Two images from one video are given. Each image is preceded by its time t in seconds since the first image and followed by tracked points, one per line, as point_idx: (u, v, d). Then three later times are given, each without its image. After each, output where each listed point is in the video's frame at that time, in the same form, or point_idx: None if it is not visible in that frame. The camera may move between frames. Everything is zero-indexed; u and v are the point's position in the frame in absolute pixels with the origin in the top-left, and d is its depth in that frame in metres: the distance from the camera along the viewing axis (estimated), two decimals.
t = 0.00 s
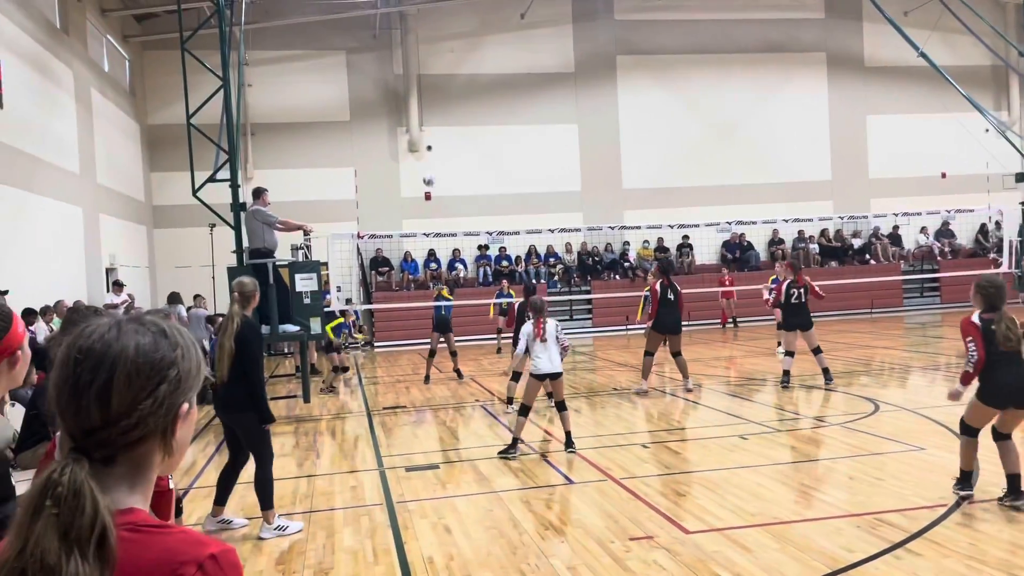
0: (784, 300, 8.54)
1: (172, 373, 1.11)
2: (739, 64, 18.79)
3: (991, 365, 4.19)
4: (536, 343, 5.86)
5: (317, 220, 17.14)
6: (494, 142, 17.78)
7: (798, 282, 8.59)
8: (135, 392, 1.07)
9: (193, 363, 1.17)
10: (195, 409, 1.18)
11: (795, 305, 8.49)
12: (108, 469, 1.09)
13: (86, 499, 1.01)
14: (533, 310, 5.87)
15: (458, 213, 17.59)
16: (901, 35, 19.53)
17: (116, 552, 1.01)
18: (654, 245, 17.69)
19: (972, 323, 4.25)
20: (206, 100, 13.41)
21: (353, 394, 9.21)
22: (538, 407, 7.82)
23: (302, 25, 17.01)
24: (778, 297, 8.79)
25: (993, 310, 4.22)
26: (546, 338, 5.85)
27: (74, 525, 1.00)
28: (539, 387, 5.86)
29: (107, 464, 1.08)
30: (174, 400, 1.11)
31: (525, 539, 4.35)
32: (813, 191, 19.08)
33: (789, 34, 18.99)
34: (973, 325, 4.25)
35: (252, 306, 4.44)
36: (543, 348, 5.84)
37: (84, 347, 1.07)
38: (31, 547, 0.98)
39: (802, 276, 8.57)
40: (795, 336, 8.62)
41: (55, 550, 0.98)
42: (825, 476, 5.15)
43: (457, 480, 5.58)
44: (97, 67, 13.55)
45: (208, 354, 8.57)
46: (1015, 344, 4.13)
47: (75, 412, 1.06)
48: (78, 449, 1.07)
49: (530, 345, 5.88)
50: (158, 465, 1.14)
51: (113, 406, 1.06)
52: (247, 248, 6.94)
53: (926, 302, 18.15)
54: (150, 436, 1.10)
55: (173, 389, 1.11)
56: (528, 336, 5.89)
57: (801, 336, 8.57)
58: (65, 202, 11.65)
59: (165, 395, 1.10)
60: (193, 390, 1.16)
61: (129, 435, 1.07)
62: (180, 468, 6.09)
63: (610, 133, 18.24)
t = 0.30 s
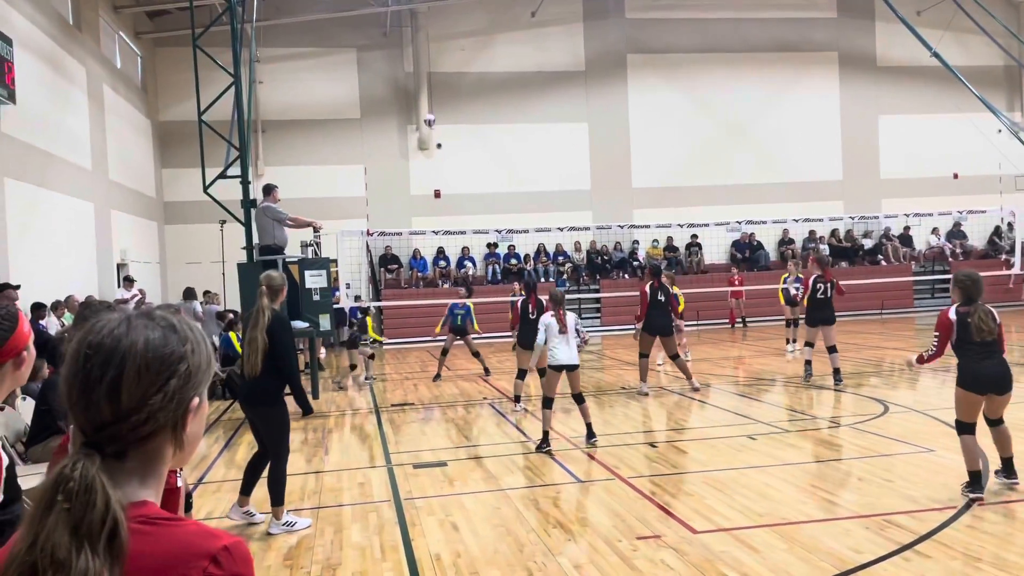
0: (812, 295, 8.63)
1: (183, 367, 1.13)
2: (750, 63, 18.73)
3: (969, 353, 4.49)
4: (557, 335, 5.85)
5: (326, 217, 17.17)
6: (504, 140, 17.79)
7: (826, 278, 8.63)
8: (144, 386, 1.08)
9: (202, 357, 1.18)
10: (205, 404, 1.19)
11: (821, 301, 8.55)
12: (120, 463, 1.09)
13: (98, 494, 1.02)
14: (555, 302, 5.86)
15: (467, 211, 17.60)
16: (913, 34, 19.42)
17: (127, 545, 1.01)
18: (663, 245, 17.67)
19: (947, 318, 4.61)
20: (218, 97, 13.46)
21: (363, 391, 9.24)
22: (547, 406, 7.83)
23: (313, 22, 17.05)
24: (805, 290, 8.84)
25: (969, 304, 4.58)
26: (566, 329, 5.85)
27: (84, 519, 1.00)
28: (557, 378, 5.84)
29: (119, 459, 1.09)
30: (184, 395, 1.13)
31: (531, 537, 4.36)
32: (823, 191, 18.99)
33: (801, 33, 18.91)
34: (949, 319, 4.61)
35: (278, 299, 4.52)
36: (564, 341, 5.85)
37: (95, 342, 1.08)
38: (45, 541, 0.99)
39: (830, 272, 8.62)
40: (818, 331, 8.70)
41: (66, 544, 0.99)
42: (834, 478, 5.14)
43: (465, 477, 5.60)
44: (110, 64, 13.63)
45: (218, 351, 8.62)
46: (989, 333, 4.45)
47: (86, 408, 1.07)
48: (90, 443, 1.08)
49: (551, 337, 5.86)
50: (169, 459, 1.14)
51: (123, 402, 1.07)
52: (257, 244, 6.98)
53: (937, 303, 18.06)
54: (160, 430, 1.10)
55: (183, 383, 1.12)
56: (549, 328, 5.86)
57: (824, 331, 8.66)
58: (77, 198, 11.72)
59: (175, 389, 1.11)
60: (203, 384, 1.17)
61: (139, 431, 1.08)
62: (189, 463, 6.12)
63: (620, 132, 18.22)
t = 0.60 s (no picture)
0: (816, 296, 8.58)
1: (191, 359, 1.13)
2: (757, 62, 18.69)
3: (958, 352, 4.73)
4: (567, 344, 5.85)
5: (330, 213, 17.19)
6: (510, 137, 17.78)
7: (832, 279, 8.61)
8: (155, 378, 1.09)
9: (209, 350, 1.18)
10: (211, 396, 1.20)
11: (827, 301, 8.52)
12: (128, 453, 1.09)
13: (108, 484, 1.02)
14: (564, 310, 5.90)
15: (472, 208, 17.59)
16: (920, 35, 19.37)
17: (131, 536, 1.02)
18: (667, 244, 17.65)
19: (937, 322, 4.87)
20: (224, 91, 13.47)
21: (366, 387, 9.24)
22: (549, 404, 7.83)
23: (320, 18, 17.04)
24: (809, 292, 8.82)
25: (955, 308, 4.83)
26: (575, 339, 5.84)
27: (94, 509, 1.00)
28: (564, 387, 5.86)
29: (127, 450, 1.09)
30: (191, 387, 1.13)
31: (534, 534, 4.37)
32: (828, 191, 18.96)
33: (808, 33, 18.86)
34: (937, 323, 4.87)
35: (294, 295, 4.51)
36: (572, 349, 5.84)
37: (105, 334, 1.08)
38: (54, 530, 0.99)
39: (836, 273, 8.60)
40: (822, 332, 8.69)
41: (74, 533, 0.99)
42: (837, 478, 5.14)
43: (467, 474, 5.60)
44: (117, 58, 13.65)
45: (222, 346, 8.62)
46: (974, 332, 4.69)
47: (97, 397, 1.07)
48: (99, 434, 1.08)
49: (560, 347, 5.86)
50: (175, 450, 1.15)
51: (134, 393, 1.07)
52: (262, 239, 6.99)
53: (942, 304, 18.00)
54: (168, 421, 1.11)
55: (191, 375, 1.12)
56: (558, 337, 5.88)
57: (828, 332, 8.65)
58: (83, 192, 11.74)
59: (183, 381, 1.12)
60: (209, 377, 1.17)
61: (149, 421, 1.08)
62: (192, 457, 6.14)
63: (625, 130, 18.19)
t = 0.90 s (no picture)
0: (810, 295, 8.60)
1: (187, 345, 1.13)
2: (757, 62, 18.70)
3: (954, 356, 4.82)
4: (561, 325, 5.83)
5: (329, 209, 17.18)
6: (510, 134, 17.77)
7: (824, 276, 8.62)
8: (153, 363, 1.09)
9: (204, 336, 1.18)
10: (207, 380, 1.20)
11: (819, 300, 8.55)
12: (127, 439, 1.09)
13: (111, 469, 1.02)
14: (557, 292, 5.87)
15: (471, 205, 17.58)
16: (920, 35, 19.36)
17: (139, 519, 1.02)
18: (666, 242, 17.65)
19: (924, 330, 4.93)
20: (223, 86, 13.45)
21: (364, 382, 9.24)
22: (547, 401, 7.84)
23: (320, 13, 17.02)
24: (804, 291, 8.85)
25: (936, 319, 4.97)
26: (569, 320, 5.82)
27: (98, 495, 1.00)
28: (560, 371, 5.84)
29: (126, 435, 1.09)
30: (190, 372, 1.13)
31: (530, 531, 4.37)
32: (828, 191, 18.96)
33: (809, 32, 18.85)
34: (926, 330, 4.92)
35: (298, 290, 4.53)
36: (565, 333, 5.84)
37: (101, 320, 1.08)
38: (59, 517, 0.99)
39: (824, 271, 8.63)
40: (817, 331, 8.71)
41: (81, 519, 0.99)
42: (835, 477, 5.14)
43: (465, 470, 5.60)
44: (117, 52, 13.63)
45: (220, 340, 8.62)
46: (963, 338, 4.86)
47: (95, 383, 1.07)
48: (97, 420, 1.08)
49: (554, 329, 5.86)
50: (173, 436, 1.15)
51: (132, 377, 1.07)
52: (261, 234, 6.99)
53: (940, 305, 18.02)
54: (167, 407, 1.11)
55: (189, 361, 1.13)
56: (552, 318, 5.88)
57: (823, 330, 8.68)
58: (81, 186, 11.72)
59: (181, 365, 1.12)
60: (206, 363, 1.17)
61: (148, 407, 1.08)
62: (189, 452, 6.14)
63: (625, 128, 18.19)
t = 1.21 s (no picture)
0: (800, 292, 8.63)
1: (186, 338, 1.13)
2: (751, 61, 18.73)
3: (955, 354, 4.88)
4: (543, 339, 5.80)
5: (322, 205, 17.14)
6: (504, 131, 17.76)
7: (815, 274, 8.65)
8: (151, 355, 1.09)
9: (201, 329, 1.18)
10: (204, 373, 1.20)
11: (809, 298, 8.60)
12: (125, 432, 1.10)
13: (108, 461, 1.02)
14: (541, 306, 5.81)
15: (465, 202, 17.58)
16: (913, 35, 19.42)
17: (133, 513, 1.02)
18: (659, 241, 17.68)
19: (925, 331, 4.96)
20: (216, 82, 13.39)
21: (355, 379, 9.24)
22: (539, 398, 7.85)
23: (314, 8, 16.96)
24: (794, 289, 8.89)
25: (937, 318, 5.01)
26: (552, 335, 5.79)
27: (95, 487, 1.00)
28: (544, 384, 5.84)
29: (125, 428, 1.10)
30: (187, 364, 1.13)
31: (524, 528, 4.37)
32: (821, 190, 19.01)
33: (802, 31, 18.89)
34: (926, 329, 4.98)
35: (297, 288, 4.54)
36: (551, 346, 5.82)
37: (99, 313, 1.08)
38: (56, 508, 0.99)
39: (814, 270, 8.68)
40: (808, 328, 8.76)
41: (77, 511, 0.99)
42: (826, 475, 5.17)
43: (457, 467, 5.61)
44: (109, 46, 13.55)
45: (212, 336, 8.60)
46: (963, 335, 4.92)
47: (93, 375, 1.07)
48: (95, 412, 1.08)
49: (536, 344, 5.81)
50: (170, 430, 1.15)
51: (130, 370, 1.08)
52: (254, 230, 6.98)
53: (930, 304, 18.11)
54: (165, 399, 1.11)
55: (187, 353, 1.13)
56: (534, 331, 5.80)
57: (812, 328, 8.73)
58: (72, 179, 11.65)
59: (180, 358, 1.12)
60: (203, 356, 1.18)
61: (147, 399, 1.09)
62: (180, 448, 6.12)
63: (618, 126, 18.21)
